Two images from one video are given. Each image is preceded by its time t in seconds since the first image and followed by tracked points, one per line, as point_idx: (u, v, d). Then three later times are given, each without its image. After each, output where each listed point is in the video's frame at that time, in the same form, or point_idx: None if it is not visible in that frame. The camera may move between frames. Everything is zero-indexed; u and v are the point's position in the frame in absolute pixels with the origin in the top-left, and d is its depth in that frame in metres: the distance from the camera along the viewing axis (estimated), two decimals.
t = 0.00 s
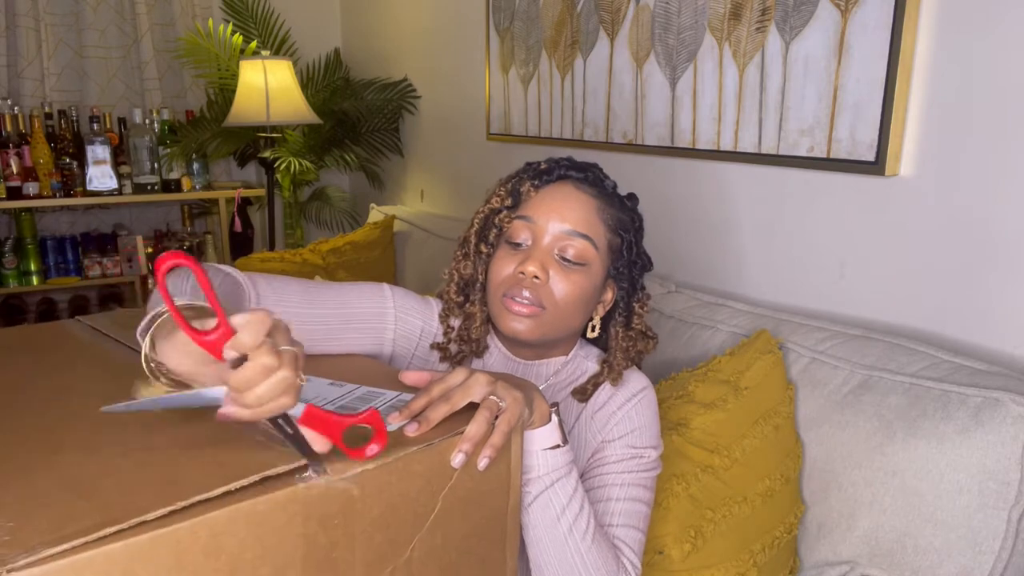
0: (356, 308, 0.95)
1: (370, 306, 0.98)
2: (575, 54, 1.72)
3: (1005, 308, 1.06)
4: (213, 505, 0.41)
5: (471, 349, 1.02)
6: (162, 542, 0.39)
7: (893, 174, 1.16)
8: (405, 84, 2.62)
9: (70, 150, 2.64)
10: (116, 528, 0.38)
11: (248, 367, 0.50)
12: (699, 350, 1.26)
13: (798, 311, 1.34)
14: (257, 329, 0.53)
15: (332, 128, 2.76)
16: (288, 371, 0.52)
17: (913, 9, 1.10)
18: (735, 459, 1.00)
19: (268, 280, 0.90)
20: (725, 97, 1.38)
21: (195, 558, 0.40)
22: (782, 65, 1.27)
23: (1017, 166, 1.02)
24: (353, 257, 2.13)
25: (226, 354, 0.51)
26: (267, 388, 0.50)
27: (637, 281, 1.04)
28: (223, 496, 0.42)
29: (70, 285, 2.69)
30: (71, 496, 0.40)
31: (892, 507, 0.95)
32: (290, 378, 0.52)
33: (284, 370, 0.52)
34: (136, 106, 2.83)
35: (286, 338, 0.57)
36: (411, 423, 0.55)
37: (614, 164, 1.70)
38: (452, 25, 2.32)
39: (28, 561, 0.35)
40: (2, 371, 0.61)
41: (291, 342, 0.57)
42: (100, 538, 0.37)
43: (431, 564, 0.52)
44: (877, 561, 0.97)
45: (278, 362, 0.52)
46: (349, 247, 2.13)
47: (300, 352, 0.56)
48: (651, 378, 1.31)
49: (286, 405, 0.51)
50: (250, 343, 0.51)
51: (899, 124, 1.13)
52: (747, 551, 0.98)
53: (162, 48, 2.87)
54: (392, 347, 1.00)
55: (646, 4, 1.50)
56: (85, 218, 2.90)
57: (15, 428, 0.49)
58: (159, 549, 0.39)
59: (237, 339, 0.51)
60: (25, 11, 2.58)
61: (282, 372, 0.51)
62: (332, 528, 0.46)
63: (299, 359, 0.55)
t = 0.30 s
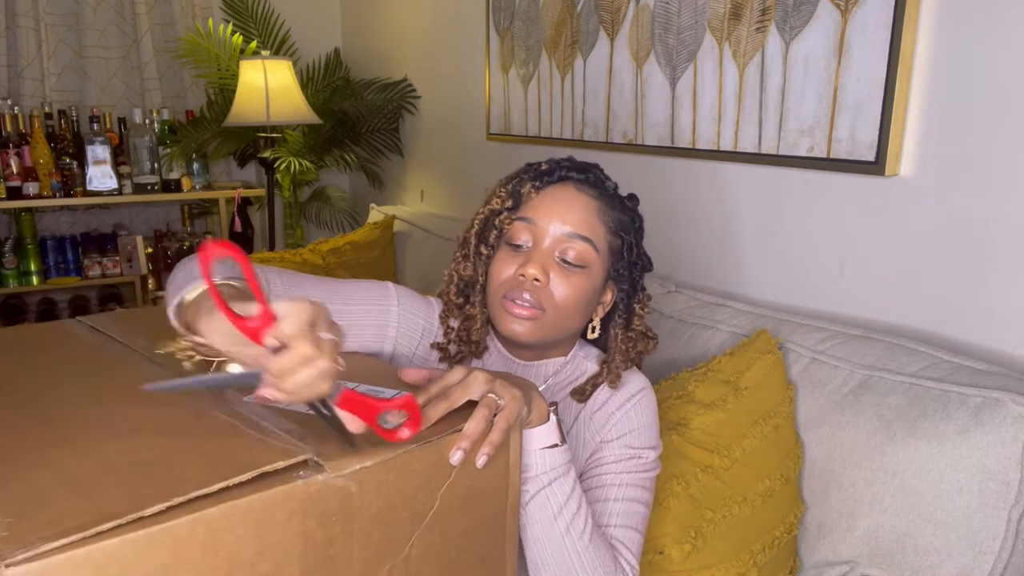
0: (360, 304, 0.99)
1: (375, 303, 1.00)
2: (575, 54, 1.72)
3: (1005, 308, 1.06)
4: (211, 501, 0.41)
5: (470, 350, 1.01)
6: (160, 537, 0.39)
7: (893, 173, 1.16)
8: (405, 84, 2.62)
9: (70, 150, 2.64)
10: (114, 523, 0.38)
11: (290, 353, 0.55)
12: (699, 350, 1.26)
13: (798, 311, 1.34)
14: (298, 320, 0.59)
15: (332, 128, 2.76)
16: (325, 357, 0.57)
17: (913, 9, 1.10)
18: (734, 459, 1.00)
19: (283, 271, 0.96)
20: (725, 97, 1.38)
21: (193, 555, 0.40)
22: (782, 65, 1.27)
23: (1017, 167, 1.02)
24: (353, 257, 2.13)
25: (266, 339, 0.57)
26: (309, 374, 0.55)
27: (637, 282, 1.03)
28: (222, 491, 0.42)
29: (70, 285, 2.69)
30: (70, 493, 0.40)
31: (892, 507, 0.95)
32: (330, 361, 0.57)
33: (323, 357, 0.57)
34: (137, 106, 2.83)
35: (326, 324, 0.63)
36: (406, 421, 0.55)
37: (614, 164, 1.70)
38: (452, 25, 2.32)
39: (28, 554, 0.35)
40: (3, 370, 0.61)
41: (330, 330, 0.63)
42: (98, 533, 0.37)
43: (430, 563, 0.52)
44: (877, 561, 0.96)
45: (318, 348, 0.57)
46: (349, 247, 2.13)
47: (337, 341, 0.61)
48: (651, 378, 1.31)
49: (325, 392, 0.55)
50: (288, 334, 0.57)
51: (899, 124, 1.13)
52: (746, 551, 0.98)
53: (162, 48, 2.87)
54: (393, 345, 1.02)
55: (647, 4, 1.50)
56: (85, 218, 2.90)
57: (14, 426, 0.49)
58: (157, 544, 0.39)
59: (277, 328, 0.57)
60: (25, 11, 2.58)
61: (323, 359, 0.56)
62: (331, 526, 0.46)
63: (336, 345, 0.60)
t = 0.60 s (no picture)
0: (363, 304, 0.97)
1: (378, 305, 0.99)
2: (575, 54, 1.72)
3: (1005, 308, 1.06)
4: (205, 509, 0.41)
5: (475, 351, 1.02)
6: (153, 547, 0.39)
7: (893, 173, 1.16)
8: (405, 84, 2.62)
9: (70, 150, 2.64)
10: (106, 533, 0.38)
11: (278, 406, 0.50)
12: (699, 350, 1.26)
13: (799, 311, 1.34)
14: (296, 366, 0.53)
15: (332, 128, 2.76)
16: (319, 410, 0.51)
17: (913, 9, 1.10)
18: (734, 459, 1.00)
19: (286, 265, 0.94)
20: (725, 97, 1.38)
21: (188, 562, 0.40)
22: (782, 65, 1.27)
23: (1018, 166, 1.02)
24: (353, 257, 2.13)
25: (257, 386, 0.52)
26: (294, 428, 0.49)
27: (641, 283, 1.04)
28: (216, 499, 0.42)
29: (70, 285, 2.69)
30: (64, 500, 0.40)
31: (892, 507, 0.95)
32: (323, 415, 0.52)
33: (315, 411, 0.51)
34: (137, 106, 2.83)
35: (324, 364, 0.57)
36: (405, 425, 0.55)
37: (614, 164, 1.70)
38: (452, 25, 2.32)
39: (20, 566, 0.35)
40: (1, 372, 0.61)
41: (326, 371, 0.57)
42: (89, 544, 0.37)
43: (428, 565, 0.52)
44: (877, 561, 0.96)
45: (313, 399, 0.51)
46: (349, 247, 2.13)
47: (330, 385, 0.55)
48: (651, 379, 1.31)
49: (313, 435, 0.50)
50: (286, 380, 0.52)
51: (899, 124, 1.13)
52: (747, 551, 0.98)
53: (162, 48, 2.87)
54: (395, 349, 1.01)
55: (647, 4, 1.50)
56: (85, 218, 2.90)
57: (11, 429, 0.49)
58: (152, 554, 0.39)
59: (273, 376, 0.52)
60: (25, 11, 2.58)
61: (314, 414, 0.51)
62: (327, 530, 0.46)
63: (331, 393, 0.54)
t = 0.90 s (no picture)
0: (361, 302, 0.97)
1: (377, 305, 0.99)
2: (575, 54, 1.72)
3: (1005, 308, 1.06)
4: (208, 513, 0.41)
5: (473, 353, 1.01)
6: (156, 551, 0.39)
7: (893, 173, 1.16)
8: (405, 84, 2.63)
9: (70, 150, 2.64)
10: (111, 536, 0.38)
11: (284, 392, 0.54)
12: (699, 350, 1.26)
13: (799, 311, 1.34)
14: (303, 353, 0.57)
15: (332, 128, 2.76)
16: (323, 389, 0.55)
17: (913, 9, 1.10)
18: (735, 459, 1.00)
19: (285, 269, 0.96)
20: (725, 97, 1.38)
21: (192, 565, 0.40)
22: (783, 65, 1.27)
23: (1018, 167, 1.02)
24: (353, 257, 2.13)
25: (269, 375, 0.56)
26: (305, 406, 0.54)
27: (641, 286, 1.04)
28: (220, 502, 0.42)
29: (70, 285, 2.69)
30: (67, 505, 0.40)
31: (892, 507, 0.95)
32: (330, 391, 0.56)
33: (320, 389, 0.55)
34: (137, 106, 2.83)
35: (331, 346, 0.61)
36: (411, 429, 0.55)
37: (614, 164, 1.70)
38: (453, 25, 2.32)
39: (23, 570, 0.35)
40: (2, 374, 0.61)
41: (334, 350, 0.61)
42: (93, 548, 0.37)
43: (430, 568, 0.52)
44: (877, 561, 0.96)
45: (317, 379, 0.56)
46: (349, 247, 2.13)
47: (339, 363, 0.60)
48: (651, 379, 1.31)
49: (275, 434, 0.51)
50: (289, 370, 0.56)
51: (899, 124, 1.13)
52: (747, 551, 0.98)
53: (162, 48, 2.87)
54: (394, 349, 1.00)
55: (647, 4, 1.50)
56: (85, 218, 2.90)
57: (13, 434, 0.49)
58: (157, 557, 0.39)
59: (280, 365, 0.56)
60: (25, 11, 2.58)
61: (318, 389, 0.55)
62: (331, 533, 0.46)
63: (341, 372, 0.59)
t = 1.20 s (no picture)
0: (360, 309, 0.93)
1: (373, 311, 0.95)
2: (575, 54, 1.72)
3: (1005, 308, 1.06)
4: (203, 515, 0.41)
5: (477, 355, 1.02)
6: (152, 554, 0.38)
7: (893, 173, 1.16)
8: (405, 85, 2.62)
9: (70, 150, 2.64)
10: (106, 540, 0.38)
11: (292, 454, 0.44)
12: (699, 350, 1.26)
13: (799, 311, 1.34)
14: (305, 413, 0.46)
15: (332, 128, 2.76)
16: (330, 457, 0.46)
17: (913, 9, 1.10)
18: (735, 459, 1.00)
19: (276, 273, 0.87)
20: (725, 97, 1.38)
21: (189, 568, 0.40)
22: (782, 65, 1.27)
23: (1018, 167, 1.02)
24: (354, 257, 2.13)
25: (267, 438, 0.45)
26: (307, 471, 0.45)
27: (643, 288, 1.04)
28: (217, 504, 0.42)
29: (69, 285, 2.69)
30: (64, 508, 0.40)
31: (892, 507, 0.95)
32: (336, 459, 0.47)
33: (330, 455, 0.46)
34: (137, 106, 2.83)
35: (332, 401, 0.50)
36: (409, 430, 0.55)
37: (614, 164, 1.71)
38: (453, 25, 2.31)
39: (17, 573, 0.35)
40: None
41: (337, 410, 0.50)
42: (87, 551, 0.37)
43: (430, 568, 0.52)
44: (877, 561, 0.96)
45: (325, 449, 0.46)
46: (349, 247, 2.13)
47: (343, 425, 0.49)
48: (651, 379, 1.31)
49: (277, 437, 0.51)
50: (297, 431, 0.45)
51: (899, 124, 1.13)
52: (747, 551, 0.98)
53: (162, 48, 2.87)
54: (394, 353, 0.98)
55: (646, 4, 1.50)
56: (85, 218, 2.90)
57: (10, 436, 0.49)
58: (153, 560, 0.39)
59: (283, 427, 0.45)
60: (25, 11, 2.58)
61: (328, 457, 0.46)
62: (328, 535, 0.46)
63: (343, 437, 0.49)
